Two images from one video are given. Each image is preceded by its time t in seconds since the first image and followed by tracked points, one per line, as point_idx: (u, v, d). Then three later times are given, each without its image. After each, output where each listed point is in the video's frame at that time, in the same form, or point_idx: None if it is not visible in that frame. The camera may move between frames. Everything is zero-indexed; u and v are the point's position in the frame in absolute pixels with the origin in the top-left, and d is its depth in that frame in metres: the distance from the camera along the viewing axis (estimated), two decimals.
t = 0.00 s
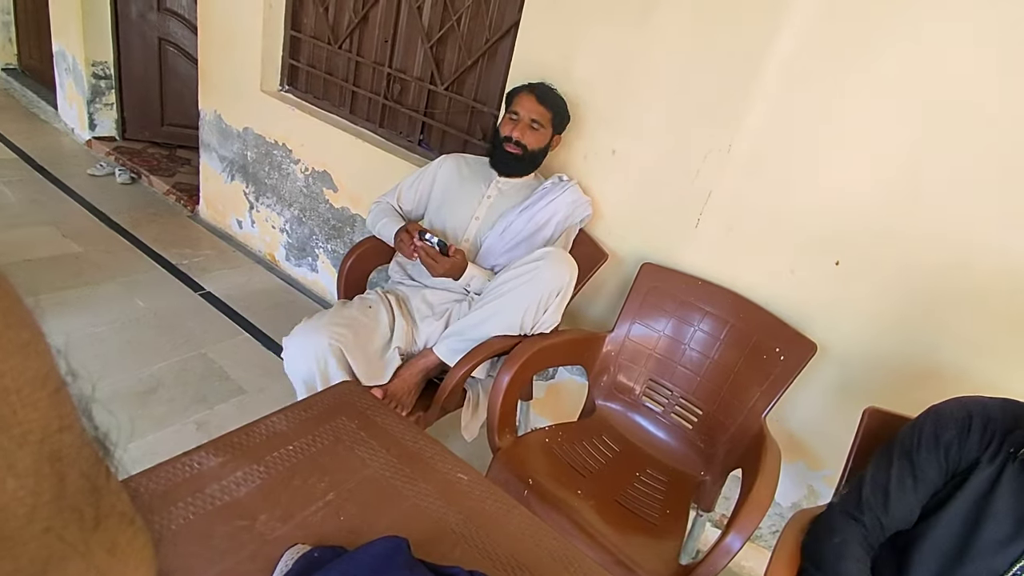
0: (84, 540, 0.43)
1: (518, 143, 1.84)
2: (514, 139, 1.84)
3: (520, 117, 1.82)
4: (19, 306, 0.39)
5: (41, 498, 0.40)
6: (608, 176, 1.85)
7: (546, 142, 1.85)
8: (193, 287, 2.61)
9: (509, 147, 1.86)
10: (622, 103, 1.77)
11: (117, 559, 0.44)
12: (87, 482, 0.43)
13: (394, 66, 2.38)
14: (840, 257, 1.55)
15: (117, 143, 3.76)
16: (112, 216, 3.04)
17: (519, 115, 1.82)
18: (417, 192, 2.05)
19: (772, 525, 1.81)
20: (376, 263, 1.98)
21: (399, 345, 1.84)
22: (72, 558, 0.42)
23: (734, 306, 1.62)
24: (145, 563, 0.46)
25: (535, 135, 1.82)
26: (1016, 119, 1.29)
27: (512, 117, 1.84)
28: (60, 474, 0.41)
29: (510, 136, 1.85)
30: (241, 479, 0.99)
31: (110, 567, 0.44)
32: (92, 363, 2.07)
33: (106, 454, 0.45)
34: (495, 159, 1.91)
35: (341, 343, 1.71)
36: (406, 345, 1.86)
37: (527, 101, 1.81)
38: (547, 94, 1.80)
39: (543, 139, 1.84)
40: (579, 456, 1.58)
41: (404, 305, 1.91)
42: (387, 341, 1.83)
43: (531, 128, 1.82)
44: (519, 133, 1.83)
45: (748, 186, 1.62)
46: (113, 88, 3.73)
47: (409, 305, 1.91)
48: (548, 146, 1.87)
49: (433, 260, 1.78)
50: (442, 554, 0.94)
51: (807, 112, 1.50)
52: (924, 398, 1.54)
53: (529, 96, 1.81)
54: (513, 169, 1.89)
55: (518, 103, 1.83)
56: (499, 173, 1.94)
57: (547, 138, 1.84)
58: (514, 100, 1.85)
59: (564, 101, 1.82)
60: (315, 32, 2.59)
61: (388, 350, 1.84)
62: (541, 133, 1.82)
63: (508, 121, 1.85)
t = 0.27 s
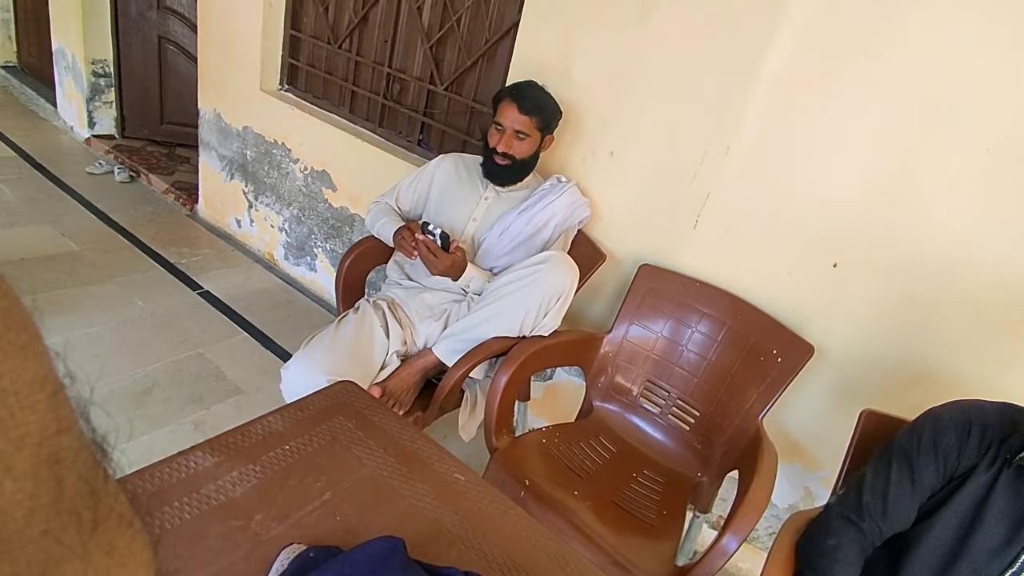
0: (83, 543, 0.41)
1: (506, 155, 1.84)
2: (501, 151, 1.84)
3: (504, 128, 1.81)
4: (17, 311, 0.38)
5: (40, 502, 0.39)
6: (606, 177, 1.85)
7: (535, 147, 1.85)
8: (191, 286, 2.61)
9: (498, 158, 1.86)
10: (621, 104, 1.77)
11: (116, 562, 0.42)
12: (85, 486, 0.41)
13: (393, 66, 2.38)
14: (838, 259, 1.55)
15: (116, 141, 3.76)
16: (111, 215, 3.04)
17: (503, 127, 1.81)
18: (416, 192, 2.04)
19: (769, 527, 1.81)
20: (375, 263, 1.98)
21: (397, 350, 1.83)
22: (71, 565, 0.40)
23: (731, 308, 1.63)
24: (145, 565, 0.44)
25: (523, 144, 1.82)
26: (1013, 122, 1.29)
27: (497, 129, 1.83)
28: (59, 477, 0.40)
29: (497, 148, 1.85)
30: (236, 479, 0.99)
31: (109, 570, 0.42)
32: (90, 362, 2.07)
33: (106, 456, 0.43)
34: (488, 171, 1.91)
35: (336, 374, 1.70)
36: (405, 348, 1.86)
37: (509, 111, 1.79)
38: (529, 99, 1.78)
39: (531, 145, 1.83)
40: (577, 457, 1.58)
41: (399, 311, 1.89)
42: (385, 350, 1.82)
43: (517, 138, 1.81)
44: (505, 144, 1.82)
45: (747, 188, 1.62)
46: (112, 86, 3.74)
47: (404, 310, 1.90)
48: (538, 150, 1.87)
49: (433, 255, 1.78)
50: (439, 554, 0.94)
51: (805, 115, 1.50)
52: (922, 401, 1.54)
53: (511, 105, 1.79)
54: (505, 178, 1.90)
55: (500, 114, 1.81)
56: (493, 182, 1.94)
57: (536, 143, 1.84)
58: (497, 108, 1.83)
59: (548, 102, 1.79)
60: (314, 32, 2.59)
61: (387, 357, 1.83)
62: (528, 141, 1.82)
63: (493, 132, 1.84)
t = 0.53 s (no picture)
0: (77, 544, 0.39)
1: (505, 152, 1.85)
2: (500, 149, 1.85)
3: (505, 126, 1.82)
4: (12, 305, 0.35)
5: (35, 501, 0.37)
6: (605, 178, 1.86)
7: (534, 145, 1.85)
8: (190, 287, 2.61)
9: (497, 156, 1.87)
10: (620, 105, 1.77)
11: (109, 561, 0.41)
12: (79, 485, 0.39)
13: (393, 66, 2.39)
14: (836, 260, 1.55)
15: (116, 141, 3.76)
16: (110, 215, 3.04)
17: (502, 125, 1.82)
18: (415, 192, 2.05)
19: (766, 528, 1.81)
20: (373, 263, 1.98)
21: (388, 350, 1.84)
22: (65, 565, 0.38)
23: (730, 308, 1.63)
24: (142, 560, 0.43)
25: (522, 142, 1.83)
26: (1013, 123, 1.29)
27: (497, 127, 1.84)
28: (53, 476, 0.38)
29: (497, 145, 1.85)
30: (233, 479, 0.99)
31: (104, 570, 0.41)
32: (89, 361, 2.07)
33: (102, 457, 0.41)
34: (487, 169, 1.91)
35: (315, 372, 1.72)
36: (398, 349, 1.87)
37: (509, 109, 1.80)
38: (530, 98, 1.79)
39: (530, 143, 1.84)
40: (575, 458, 1.58)
41: (387, 310, 1.90)
42: (372, 348, 1.83)
43: (516, 136, 1.82)
44: (505, 142, 1.83)
45: (746, 189, 1.63)
46: (113, 86, 3.74)
47: (394, 310, 1.90)
48: (538, 148, 1.87)
49: (432, 256, 1.79)
50: (436, 554, 0.94)
51: (805, 115, 1.50)
52: (921, 402, 1.54)
53: (511, 104, 1.80)
54: (504, 176, 1.90)
55: (500, 111, 1.82)
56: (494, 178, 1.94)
57: (535, 142, 1.84)
58: (498, 107, 1.84)
59: (548, 101, 1.80)
60: (314, 32, 2.59)
61: (374, 355, 1.84)
62: (528, 138, 1.82)
63: (493, 130, 1.85)
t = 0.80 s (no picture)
0: (72, 549, 0.37)
1: (516, 140, 1.84)
2: (511, 136, 1.84)
3: (517, 114, 1.82)
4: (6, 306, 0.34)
5: (28, 506, 0.35)
6: (604, 177, 1.85)
7: (542, 138, 1.85)
8: (189, 285, 2.61)
9: (508, 144, 1.85)
10: (619, 103, 1.77)
11: (104, 566, 0.39)
12: (74, 490, 0.37)
13: (392, 65, 2.39)
14: (835, 259, 1.55)
15: (116, 140, 3.76)
16: (109, 214, 3.04)
17: (515, 113, 1.82)
18: (413, 191, 2.05)
19: (765, 527, 1.81)
20: (372, 262, 1.98)
21: (385, 349, 1.85)
22: None
23: (728, 307, 1.63)
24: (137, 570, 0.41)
25: (533, 131, 1.83)
26: (1013, 122, 1.29)
27: (508, 115, 1.84)
28: (46, 481, 0.36)
29: (508, 133, 1.84)
30: (229, 477, 0.99)
31: None
32: (87, 360, 2.07)
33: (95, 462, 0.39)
34: (494, 160, 1.89)
35: (309, 368, 1.72)
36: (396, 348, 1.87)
37: (522, 99, 1.82)
38: (541, 92, 1.81)
39: (539, 134, 1.84)
40: (573, 456, 1.58)
41: (383, 309, 1.90)
42: (369, 348, 1.84)
43: (528, 124, 1.82)
44: (516, 130, 1.82)
45: (745, 188, 1.62)
46: (112, 85, 3.73)
47: (391, 309, 1.91)
48: (545, 142, 1.87)
49: (428, 257, 1.78)
50: (432, 551, 0.94)
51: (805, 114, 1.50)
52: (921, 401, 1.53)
53: (524, 94, 1.82)
54: (512, 166, 1.89)
55: (513, 101, 1.83)
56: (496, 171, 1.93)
57: (544, 134, 1.85)
58: (508, 98, 1.86)
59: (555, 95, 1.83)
60: (314, 31, 2.59)
61: (370, 354, 1.84)
62: (538, 129, 1.83)
63: (504, 119, 1.85)
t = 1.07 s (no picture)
0: (72, 547, 0.35)
1: (518, 138, 1.84)
2: (514, 134, 1.84)
3: (520, 112, 1.83)
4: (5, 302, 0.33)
5: (29, 504, 0.33)
6: (602, 176, 1.86)
7: (544, 136, 1.86)
8: (189, 284, 2.61)
9: (509, 142, 1.86)
10: (618, 102, 1.78)
11: (106, 567, 0.36)
12: (74, 488, 0.35)
13: (391, 64, 2.39)
14: (832, 257, 1.55)
15: (115, 139, 3.76)
16: (109, 212, 3.04)
17: (518, 110, 1.83)
18: (412, 190, 2.05)
19: (762, 525, 1.81)
20: (371, 260, 1.99)
21: (386, 347, 1.85)
22: None
23: (726, 306, 1.63)
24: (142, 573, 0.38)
25: (535, 130, 1.83)
26: (1009, 121, 1.30)
27: (511, 113, 1.84)
28: (47, 480, 0.34)
29: (510, 131, 1.85)
30: (228, 473, 0.99)
31: None
32: (87, 357, 2.08)
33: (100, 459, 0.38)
34: (494, 157, 1.89)
35: (324, 357, 1.71)
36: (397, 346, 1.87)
37: (525, 97, 1.82)
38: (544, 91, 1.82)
39: (542, 133, 1.84)
40: (570, 454, 1.58)
41: (388, 306, 1.90)
42: (372, 345, 1.83)
43: (531, 122, 1.82)
44: (519, 127, 1.83)
45: (743, 187, 1.63)
46: (111, 84, 3.73)
47: (394, 306, 1.90)
48: (546, 141, 1.88)
49: (426, 255, 1.79)
50: (429, 548, 0.95)
51: (804, 113, 1.50)
52: (917, 400, 1.54)
53: (527, 93, 1.83)
54: (514, 164, 1.89)
55: (516, 99, 1.84)
56: (495, 169, 1.94)
57: (546, 133, 1.85)
58: (511, 96, 1.86)
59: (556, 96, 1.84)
60: (313, 30, 2.59)
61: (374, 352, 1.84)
62: (541, 127, 1.83)
63: (507, 117, 1.85)
